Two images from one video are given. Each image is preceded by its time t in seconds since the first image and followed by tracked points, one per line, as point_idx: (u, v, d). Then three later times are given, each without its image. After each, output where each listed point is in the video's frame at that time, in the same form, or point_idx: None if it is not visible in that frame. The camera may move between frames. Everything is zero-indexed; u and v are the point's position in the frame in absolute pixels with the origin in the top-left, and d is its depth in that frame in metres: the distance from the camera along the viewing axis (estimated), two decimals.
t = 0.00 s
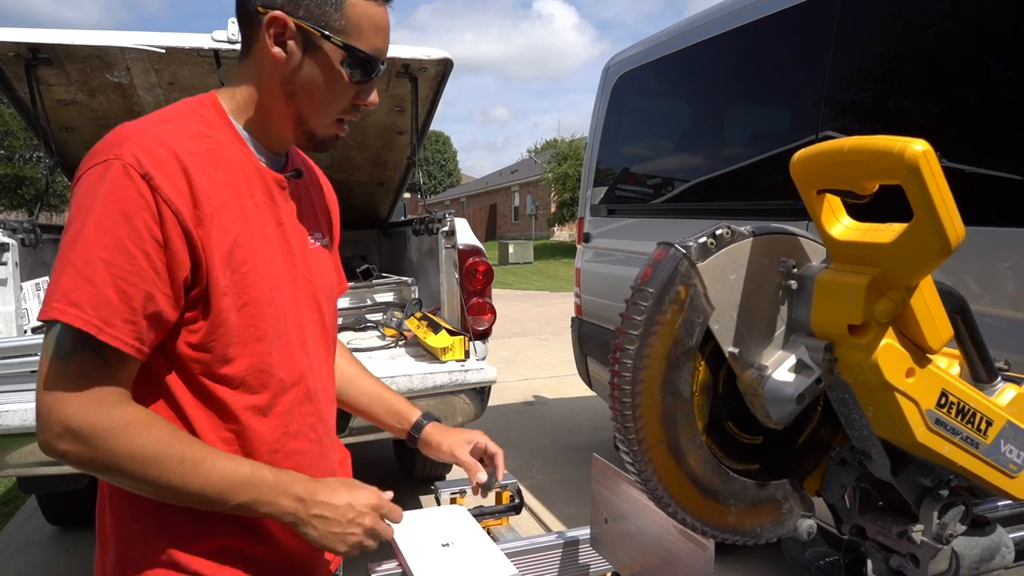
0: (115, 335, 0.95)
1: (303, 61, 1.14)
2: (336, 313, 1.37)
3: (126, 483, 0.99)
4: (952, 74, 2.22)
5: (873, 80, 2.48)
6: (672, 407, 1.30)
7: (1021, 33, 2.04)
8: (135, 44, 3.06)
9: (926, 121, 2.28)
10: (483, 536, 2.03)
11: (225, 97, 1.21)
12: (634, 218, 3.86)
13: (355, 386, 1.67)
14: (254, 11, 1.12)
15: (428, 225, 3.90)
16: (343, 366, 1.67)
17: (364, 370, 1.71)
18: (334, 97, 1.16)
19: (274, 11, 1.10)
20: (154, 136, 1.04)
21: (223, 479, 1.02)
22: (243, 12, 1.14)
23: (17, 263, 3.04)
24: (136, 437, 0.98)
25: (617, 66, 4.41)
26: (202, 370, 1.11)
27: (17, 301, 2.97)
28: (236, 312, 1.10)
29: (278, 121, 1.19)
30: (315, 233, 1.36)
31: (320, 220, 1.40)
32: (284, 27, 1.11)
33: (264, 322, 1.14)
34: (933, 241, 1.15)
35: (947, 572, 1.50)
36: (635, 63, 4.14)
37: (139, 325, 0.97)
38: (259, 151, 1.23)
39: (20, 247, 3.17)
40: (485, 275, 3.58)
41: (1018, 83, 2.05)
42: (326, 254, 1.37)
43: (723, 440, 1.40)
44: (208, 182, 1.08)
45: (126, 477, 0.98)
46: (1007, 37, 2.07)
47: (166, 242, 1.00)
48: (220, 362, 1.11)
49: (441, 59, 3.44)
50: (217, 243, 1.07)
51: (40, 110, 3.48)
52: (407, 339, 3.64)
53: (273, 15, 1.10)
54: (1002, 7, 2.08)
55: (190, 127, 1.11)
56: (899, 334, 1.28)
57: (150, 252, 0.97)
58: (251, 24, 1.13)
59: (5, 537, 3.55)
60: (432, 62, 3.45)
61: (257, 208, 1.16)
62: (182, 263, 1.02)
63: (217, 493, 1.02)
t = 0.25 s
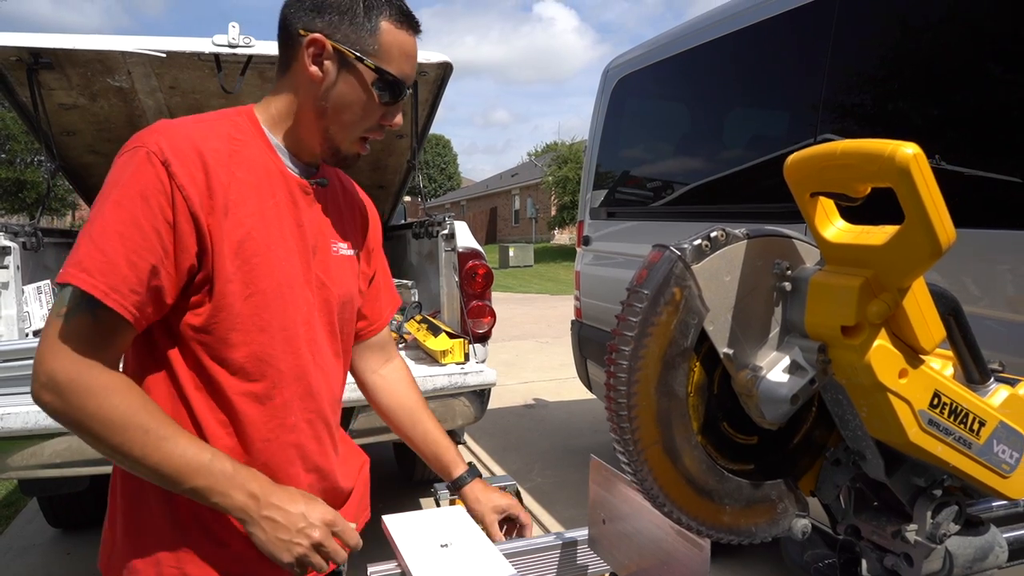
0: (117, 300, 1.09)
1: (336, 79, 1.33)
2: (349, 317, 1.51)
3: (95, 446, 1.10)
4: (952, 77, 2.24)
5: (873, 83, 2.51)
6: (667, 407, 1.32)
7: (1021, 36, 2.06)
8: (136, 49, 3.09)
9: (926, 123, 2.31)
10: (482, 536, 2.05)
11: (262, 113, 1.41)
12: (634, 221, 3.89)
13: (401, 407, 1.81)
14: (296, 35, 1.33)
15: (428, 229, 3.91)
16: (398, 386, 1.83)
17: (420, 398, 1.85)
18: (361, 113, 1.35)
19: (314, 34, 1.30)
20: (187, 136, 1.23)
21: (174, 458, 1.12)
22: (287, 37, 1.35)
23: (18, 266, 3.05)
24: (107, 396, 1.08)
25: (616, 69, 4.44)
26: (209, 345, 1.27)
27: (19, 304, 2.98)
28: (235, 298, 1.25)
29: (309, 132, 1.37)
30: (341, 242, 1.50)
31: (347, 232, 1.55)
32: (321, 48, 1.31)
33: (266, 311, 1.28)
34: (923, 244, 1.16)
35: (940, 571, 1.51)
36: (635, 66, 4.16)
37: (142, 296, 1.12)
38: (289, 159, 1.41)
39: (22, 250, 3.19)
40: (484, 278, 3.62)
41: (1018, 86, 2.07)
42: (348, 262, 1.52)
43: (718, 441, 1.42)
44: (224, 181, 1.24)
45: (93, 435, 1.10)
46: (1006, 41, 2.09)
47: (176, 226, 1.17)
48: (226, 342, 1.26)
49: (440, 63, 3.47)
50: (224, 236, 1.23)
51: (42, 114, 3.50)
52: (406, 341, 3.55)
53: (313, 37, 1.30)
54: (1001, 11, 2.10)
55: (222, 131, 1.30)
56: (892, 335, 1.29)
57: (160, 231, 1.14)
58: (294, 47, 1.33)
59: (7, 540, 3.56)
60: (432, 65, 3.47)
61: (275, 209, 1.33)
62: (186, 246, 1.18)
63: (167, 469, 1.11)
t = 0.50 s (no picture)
0: (117, 282, 1.24)
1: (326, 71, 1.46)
2: (359, 316, 1.59)
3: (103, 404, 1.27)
4: (952, 74, 2.25)
5: (873, 80, 2.52)
6: (656, 401, 1.34)
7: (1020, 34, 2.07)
8: (135, 47, 3.10)
9: (926, 122, 2.32)
10: (476, 531, 2.05)
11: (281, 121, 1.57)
12: (633, 219, 3.91)
13: (416, 415, 1.83)
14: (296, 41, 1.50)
15: (427, 227, 3.92)
16: (416, 394, 1.85)
17: (438, 408, 1.86)
18: (349, 96, 1.44)
19: (304, 34, 1.46)
20: (192, 139, 1.38)
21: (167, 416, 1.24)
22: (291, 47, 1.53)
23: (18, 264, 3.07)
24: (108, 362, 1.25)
25: (615, 67, 4.46)
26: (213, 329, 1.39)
27: (18, 302, 3.00)
28: (229, 287, 1.37)
29: (310, 126, 1.49)
30: (352, 245, 1.58)
31: (362, 234, 1.63)
32: (312, 44, 1.46)
33: (260, 301, 1.39)
34: (907, 240, 1.18)
35: (928, 563, 1.55)
36: (635, 64, 4.18)
37: (142, 280, 1.27)
38: (301, 159, 1.53)
39: (21, 249, 3.21)
40: (483, 276, 3.63)
41: (1017, 83, 2.08)
42: (361, 265, 1.59)
43: (707, 434, 1.44)
44: (225, 180, 1.38)
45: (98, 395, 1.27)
46: (1005, 38, 2.10)
47: (174, 219, 1.31)
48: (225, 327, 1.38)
49: (438, 61, 3.48)
50: (221, 231, 1.36)
51: (41, 112, 3.52)
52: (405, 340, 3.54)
53: (303, 37, 1.46)
54: (1001, 9, 2.12)
55: (232, 137, 1.45)
56: (878, 330, 1.31)
57: (157, 221, 1.28)
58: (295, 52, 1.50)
59: (7, 536, 3.59)
60: (430, 64, 3.49)
61: (276, 207, 1.44)
62: (183, 238, 1.32)
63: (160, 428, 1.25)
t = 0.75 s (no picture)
0: (121, 280, 1.32)
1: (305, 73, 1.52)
2: (364, 312, 1.59)
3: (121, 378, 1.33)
4: (961, 71, 2.25)
5: (881, 77, 2.52)
6: (651, 396, 1.36)
7: None
8: (140, 48, 3.13)
9: (933, 119, 2.32)
10: (478, 526, 2.00)
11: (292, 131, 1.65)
12: (637, 218, 3.91)
13: (424, 411, 1.84)
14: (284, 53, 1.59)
15: (430, 226, 3.94)
16: (426, 390, 1.86)
17: (446, 405, 1.86)
18: (325, 90, 1.48)
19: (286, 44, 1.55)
20: (193, 145, 1.45)
21: (175, 372, 1.26)
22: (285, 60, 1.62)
23: (25, 264, 3.10)
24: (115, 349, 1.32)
25: (618, 66, 4.47)
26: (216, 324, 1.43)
27: (26, 302, 3.03)
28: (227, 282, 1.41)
29: (300, 128, 1.55)
30: (356, 241, 1.58)
31: (368, 231, 1.63)
32: (291, 51, 1.54)
33: (256, 295, 1.43)
34: (897, 237, 1.20)
35: (923, 559, 1.51)
36: (639, 62, 4.18)
37: (144, 278, 1.34)
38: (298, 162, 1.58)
39: (28, 249, 3.24)
40: (486, 275, 3.62)
41: None
42: (366, 261, 1.59)
43: (702, 430, 1.45)
44: (223, 181, 1.43)
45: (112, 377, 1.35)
46: (1013, 34, 2.10)
47: (172, 219, 1.37)
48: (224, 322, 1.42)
49: (442, 61, 3.50)
50: (218, 228, 1.40)
51: (46, 113, 3.55)
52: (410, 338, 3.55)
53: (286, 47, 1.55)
54: (1009, 4, 2.11)
55: (233, 142, 1.51)
56: (870, 326, 1.32)
57: (158, 222, 1.35)
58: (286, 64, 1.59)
59: (15, 535, 3.62)
60: (433, 63, 3.50)
61: (274, 204, 1.48)
62: (183, 236, 1.38)
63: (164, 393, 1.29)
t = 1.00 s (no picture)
0: (148, 285, 1.38)
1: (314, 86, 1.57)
2: (379, 311, 1.63)
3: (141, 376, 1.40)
4: (982, 69, 2.24)
5: (900, 76, 2.52)
6: (659, 393, 1.38)
7: None
8: (163, 54, 3.20)
9: (954, 117, 2.32)
10: (491, 523, 2.05)
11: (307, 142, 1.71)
12: (653, 218, 3.93)
13: (443, 406, 1.88)
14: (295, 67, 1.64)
15: (447, 227, 3.98)
16: (444, 386, 1.90)
17: (463, 401, 1.90)
18: (331, 103, 1.53)
19: (296, 58, 1.60)
20: (212, 154, 1.50)
21: (183, 370, 1.32)
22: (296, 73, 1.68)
23: (50, 266, 3.18)
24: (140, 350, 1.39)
25: (634, 67, 4.49)
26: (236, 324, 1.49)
27: (51, 303, 3.12)
28: (244, 285, 1.46)
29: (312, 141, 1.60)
30: (370, 241, 1.62)
31: (382, 231, 1.67)
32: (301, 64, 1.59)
33: (273, 296, 1.48)
34: (899, 236, 1.22)
35: (931, 556, 1.50)
36: (655, 63, 4.20)
37: (168, 282, 1.40)
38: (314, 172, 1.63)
39: (54, 251, 3.32)
40: (502, 276, 3.70)
41: None
42: (380, 261, 1.63)
43: (710, 426, 1.48)
44: (241, 188, 1.49)
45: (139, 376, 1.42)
46: None
47: (192, 226, 1.43)
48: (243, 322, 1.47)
49: (457, 63, 3.54)
50: (235, 233, 1.45)
51: (72, 118, 3.64)
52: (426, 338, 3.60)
53: (296, 61, 1.60)
54: None
55: (250, 150, 1.56)
56: (875, 324, 1.34)
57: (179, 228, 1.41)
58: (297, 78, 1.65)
59: (41, 530, 3.71)
60: (449, 66, 3.55)
61: (289, 208, 1.53)
62: (203, 241, 1.44)
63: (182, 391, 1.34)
